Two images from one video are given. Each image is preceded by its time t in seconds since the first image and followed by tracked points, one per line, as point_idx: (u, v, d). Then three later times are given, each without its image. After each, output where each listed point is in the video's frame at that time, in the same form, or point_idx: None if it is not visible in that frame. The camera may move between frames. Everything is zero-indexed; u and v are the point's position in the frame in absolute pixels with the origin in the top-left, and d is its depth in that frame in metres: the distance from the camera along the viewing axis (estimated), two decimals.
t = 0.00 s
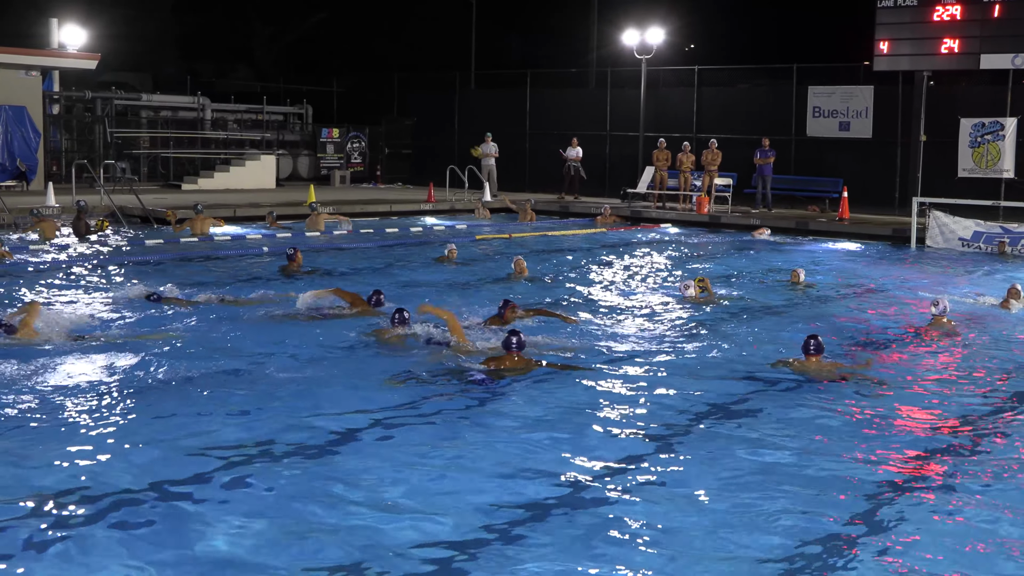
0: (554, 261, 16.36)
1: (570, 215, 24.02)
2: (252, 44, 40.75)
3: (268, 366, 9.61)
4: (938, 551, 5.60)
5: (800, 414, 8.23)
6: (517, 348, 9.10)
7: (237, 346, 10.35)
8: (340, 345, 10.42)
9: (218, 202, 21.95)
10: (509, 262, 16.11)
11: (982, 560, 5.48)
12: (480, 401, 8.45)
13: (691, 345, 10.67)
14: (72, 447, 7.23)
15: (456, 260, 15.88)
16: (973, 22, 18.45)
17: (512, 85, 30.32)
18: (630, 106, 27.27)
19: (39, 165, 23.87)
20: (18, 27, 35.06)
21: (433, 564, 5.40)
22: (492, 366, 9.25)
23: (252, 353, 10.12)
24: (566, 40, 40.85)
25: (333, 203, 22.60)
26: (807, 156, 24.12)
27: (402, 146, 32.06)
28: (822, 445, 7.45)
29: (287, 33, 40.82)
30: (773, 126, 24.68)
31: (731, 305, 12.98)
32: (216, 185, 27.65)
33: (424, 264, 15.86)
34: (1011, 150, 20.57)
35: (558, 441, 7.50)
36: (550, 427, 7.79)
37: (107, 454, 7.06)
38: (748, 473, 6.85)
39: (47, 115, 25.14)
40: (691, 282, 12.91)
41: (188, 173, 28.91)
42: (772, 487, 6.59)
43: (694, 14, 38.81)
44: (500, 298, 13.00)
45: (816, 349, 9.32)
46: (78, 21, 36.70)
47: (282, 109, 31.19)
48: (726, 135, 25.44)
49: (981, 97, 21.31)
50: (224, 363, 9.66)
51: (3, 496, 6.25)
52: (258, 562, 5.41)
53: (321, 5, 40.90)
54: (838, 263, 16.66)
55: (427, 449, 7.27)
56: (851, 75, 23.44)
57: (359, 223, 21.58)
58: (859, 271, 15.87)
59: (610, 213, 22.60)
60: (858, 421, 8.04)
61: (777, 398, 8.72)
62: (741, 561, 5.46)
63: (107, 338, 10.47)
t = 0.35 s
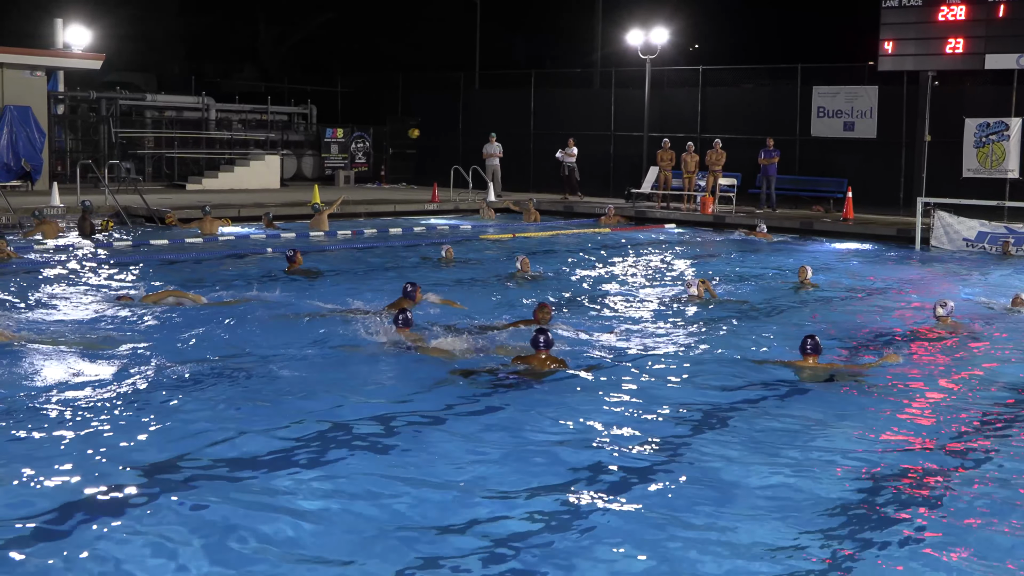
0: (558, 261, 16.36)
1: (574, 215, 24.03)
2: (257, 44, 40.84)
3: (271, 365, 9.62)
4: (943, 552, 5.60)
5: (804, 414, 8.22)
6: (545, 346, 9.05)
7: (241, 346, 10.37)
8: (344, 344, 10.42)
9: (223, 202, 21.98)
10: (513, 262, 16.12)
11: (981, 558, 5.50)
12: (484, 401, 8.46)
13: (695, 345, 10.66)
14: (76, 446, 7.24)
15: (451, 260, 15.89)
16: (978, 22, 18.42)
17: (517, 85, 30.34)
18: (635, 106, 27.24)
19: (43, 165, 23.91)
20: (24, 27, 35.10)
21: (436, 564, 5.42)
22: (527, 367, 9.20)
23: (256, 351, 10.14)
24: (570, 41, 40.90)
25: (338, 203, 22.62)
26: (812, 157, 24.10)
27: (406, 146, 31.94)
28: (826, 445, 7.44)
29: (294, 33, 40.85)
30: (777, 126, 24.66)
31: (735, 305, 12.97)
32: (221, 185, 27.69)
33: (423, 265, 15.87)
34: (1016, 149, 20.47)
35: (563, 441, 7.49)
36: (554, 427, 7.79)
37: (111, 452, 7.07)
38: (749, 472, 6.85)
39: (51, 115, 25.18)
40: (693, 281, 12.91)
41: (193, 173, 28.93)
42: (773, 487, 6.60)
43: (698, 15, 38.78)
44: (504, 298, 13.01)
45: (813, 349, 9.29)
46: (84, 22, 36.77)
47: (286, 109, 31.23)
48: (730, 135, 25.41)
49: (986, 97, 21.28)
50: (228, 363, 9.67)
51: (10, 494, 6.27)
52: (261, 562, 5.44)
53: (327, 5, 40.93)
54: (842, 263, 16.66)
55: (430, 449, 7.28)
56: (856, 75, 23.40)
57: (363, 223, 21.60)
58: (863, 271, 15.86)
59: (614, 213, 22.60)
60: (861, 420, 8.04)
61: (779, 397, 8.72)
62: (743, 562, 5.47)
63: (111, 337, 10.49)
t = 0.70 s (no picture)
0: (557, 262, 16.35)
1: (574, 215, 24.04)
2: (257, 44, 40.82)
3: (269, 365, 9.60)
4: (941, 553, 5.63)
5: (803, 414, 8.24)
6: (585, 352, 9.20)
7: (240, 345, 10.39)
8: (343, 344, 10.44)
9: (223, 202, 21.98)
10: (513, 262, 16.11)
11: (980, 561, 5.51)
12: (483, 401, 8.48)
13: (694, 344, 10.67)
14: (74, 448, 7.22)
15: (443, 260, 15.88)
16: (978, 22, 18.41)
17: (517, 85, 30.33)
18: (635, 106, 27.23)
19: (43, 165, 23.89)
20: (25, 27, 35.08)
21: (435, 569, 5.40)
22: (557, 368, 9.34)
23: (255, 351, 10.13)
24: (570, 40, 40.87)
25: (338, 203, 22.62)
26: (811, 157, 24.11)
27: (406, 146, 31.95)
28: (824, 445, 7.47)
29: (294, 33, 40.86)
30: (776, 126, 24.68)
31: (735, 305, 12.96)
32: (220, 185, 27.69)
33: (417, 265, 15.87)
34: (1015, 150, 20.56)
35: (563, 441, 7.52)
36: (554, 428, 7.82)
37: (109, 455, 7.05)
38: (749, 475, 6.84)
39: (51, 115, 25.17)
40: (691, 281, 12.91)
41: (192, 173, 28.93)
42: (774, 489, 6.58)
43: (698, 14, 38.71)
44: (503, 298, 13.03)
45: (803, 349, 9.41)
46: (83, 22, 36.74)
47: (286, 109, 31.24)
48: (730, 135, 25.40)
49: (986, 96, 21.29)
50: (229, 362, 9.69)
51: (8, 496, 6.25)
52: (259, 565, 5.42)
53: (328, 6, 40.97)
54: (842, 263, 16.65)
55: (428, 451, 7.26)
56: (855, 75, 23.40)
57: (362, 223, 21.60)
58: (862, 271, 15.87)
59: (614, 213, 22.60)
60: (862, 421, 8.03)
61: (778, 398, 8.70)
62: (743, 568, 5.45)
63: (110, 338, 10.46)
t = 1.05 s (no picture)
0: (557, 262, 16.34)
1: (574, 215, 24.04)
2: (258, 44, 40.80)
3: (269, 366, 9.60)
4: (939, 556, 5.64)
5: (802, 415, 8.24)
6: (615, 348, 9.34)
7: (240, 345, 10.39)
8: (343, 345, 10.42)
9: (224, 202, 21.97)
10: (512, 262, 16.11)
11: (976, 565, 5.52)
12: (482, 404, 8.48)
13: (694, 345, 10.66)
14: (74, 451, 7.21)
15: (437, 259, 15.88)
16: (978, 22, 18.40)
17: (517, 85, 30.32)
18: (635, 105, 27.21)
19: (43, 165, 23.89)
20: (24, 27, 35.02)
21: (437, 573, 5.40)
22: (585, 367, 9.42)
23: (255, 351, 10.12)
24: (572, 39, 40.85)
25: (338, 203, 22.61)
26: (811, 157, 24.09)
27: (407, 146, 31.94)
28: (823, 447, 7.47)
29: (294, 33, 40.85)
30: (776, 126, 24.67)
31: (734, 305, 12.94)
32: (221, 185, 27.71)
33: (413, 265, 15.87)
34: (1016, 150, 20.53)
35: (562, 444, 7.52)
36: (553, 429, 7.82)
37: (108, 458, 7.05)
38: (747, 477, 6.85)
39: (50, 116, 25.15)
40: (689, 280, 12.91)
41: (192, 173, 28.92)
42: (775, 493, 6.58)
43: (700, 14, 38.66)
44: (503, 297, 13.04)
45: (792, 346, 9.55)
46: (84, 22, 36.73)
47: (286, 109, 31.23)
48: (730, 135, 25.41)
49: (986, 96, 21.29)
50: (228, 363, 9.70)
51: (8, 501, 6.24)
52: (261, 570, 5.41)
53: (328, 5, 40.98)
54: (843, 263, 16.65)
55: (429, 454, 7.26)
56: (856, 75, 23.39)
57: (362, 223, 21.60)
58: (862, 271, 15.87)
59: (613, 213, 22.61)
60: (861, 423, 8.03)
61: (777, 399, 8.70)
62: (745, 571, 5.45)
63: (110, 338, 10.45)
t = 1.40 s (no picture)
0: (559, 262, 16.34)
1: (576, 215, 24.04)
2: (260, 44, 40.84)
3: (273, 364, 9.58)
4: (943, 551, 5.61)
5: (806, 414, 8.22)
6: (633, 351, 9.23)
7: (243, 343, 10.38)
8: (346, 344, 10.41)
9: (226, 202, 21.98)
10: (514, 262, 16.12)
11: (980, 561, 5.49)
12: (485, 404, 8.47)
13: (696, 345, 10.64)
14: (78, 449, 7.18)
15: (433, 261, 15.86)
16: (981, 22, 18.40)
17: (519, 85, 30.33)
18: (638, 105, 27.21)
19: (46, 165, 23.95)
20: (26, 28, 35.02)
21: (445, 568, 5.37)
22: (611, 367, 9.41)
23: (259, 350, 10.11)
24: (575, 39, 40.87)
25: (340, 203, 22.62)
26: (814, 157, 24.07)
27: (409, 147, 31.97)
28: (826, 445, 7.45)
29: (295, 34, 40.91)
30: (779, 126, 24.65)
31: (736, 305, 12.94)
32: (224, 185, 27.76)
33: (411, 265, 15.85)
34: (1019, 150, 20.47)
35: (564, 442, 7.50)
36: (557, 428, 7.80)
37: (113, 456, 7.02)
38: (751, 474, 6.83)
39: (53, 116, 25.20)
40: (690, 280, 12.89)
41: (195, 173, 28.96)
42: (782, 489, 6.56)
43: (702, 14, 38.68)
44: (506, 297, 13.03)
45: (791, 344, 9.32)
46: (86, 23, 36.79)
47: (289, 109, 31.26)
48: (733, 135, 25.40)
49: (988, 96, 21.28)
50: (231, 361, 9.69)
51: (14, 499, 6.22)
52: (271, 565, 5.39)
53: (330, 6, 41.04)
54: (845, 263, 16.65)
55: (434, 452, 7.24)
56: (859, 75, 23.38)
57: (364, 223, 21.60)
58: (865, 271, 15.87)
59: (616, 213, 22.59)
60: (866, 423, 8.01)
61: (783, 399, 8.68)
62: (749, 567, 5.42)
63: (112, 339, 10.42)
